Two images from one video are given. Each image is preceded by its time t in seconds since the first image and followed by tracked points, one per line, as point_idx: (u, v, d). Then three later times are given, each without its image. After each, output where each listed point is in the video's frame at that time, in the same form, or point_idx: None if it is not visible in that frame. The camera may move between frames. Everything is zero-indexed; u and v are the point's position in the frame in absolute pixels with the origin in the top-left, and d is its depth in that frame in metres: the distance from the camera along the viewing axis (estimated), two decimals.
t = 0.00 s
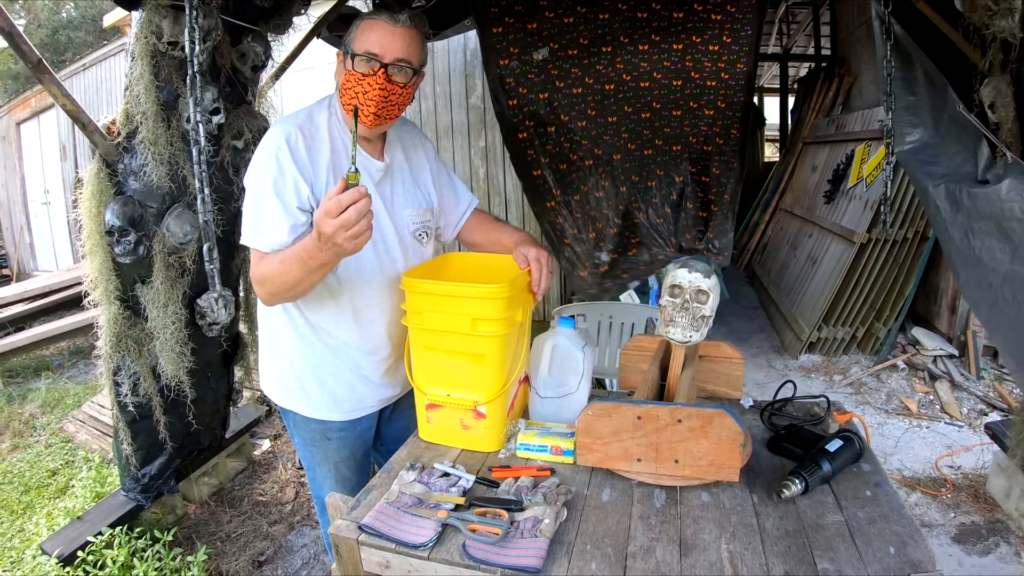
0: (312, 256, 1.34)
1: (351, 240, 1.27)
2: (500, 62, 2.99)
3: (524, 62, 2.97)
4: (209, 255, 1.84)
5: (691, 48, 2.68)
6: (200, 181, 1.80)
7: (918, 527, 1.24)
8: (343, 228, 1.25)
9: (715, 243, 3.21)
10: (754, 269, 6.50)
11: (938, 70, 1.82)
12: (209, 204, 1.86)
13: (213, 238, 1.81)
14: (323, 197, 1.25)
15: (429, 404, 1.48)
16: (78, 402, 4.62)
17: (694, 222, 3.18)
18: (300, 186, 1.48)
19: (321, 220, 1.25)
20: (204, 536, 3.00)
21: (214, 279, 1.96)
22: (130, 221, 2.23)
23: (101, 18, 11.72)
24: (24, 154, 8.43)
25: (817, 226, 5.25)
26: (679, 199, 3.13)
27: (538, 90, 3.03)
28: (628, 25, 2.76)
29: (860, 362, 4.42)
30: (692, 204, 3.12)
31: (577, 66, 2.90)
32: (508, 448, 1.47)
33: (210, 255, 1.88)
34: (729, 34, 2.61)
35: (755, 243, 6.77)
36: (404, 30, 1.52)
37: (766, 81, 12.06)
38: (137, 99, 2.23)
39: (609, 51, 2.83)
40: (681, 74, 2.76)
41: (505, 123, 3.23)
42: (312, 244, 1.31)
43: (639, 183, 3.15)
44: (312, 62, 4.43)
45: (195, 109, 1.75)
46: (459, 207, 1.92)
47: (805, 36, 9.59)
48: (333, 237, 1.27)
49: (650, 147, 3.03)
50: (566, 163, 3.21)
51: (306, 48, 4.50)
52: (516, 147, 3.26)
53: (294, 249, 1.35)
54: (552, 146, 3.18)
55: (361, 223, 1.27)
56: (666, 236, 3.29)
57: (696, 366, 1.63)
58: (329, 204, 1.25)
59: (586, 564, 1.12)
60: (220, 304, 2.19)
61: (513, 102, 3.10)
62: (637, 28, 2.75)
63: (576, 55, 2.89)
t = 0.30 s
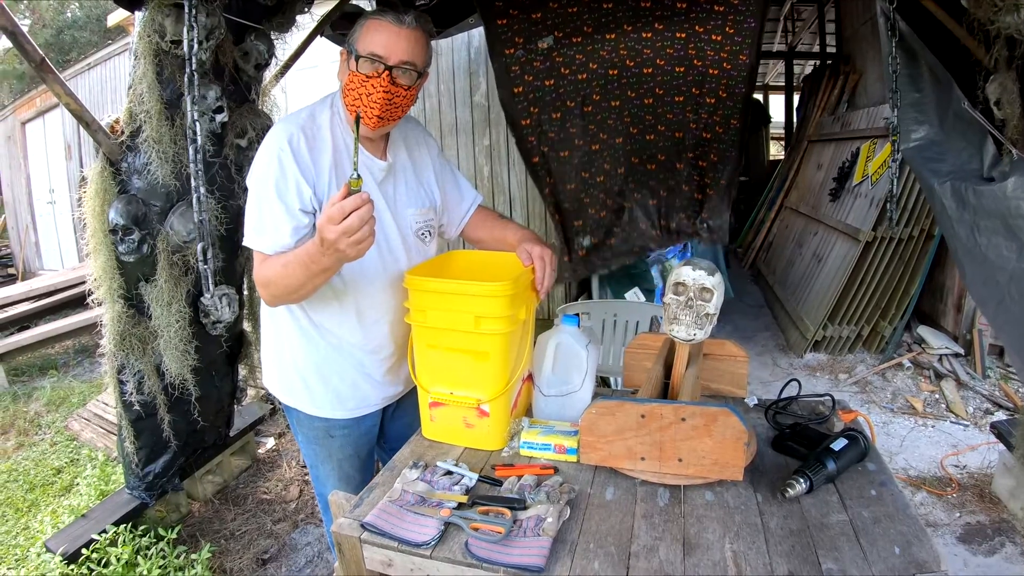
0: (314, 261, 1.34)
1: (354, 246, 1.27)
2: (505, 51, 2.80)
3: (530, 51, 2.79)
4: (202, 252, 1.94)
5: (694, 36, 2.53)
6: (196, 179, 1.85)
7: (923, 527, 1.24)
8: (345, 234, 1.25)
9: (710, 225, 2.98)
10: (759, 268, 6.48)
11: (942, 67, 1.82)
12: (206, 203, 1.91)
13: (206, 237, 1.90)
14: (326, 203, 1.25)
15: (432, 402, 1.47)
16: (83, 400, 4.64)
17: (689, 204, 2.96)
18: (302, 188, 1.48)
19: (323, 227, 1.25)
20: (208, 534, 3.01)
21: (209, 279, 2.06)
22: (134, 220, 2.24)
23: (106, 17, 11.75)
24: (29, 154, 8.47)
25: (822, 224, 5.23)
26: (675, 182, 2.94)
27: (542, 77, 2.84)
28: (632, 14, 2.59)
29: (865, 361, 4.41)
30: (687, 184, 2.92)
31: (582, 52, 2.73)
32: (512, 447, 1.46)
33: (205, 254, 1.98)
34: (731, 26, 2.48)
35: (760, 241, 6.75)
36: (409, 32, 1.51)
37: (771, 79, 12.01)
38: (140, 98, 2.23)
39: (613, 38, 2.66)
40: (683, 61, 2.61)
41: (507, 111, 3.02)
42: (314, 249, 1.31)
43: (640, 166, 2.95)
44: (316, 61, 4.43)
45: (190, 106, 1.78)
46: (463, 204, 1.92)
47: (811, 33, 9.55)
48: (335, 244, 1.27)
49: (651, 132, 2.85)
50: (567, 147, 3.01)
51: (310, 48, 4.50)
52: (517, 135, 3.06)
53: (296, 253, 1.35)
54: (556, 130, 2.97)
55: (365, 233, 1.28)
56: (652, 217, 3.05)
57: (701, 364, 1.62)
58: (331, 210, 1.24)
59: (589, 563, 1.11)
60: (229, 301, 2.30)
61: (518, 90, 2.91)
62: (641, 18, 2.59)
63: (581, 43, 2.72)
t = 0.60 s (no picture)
0: (321, 260, 1.34)
1: (360, 245, 1.27)
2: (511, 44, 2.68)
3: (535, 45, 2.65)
4: (207, 250, 1.92)
5: (701, 28, 2.38)
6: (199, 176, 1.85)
7: (930, 527, 1.23)
8: (352, 234, 1.25)
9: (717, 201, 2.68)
10: (766, 266, 6.45)
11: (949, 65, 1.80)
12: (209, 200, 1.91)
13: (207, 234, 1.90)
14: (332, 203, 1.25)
15: (438, 399, 1.47)
16: (90, 398, 4.66)
17: (691, 180, 2.69)
18: (308, 187, 1.48)
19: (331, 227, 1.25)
20: (214, 531, 3.02)
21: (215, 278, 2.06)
22: (140, 218, 2.26)
23: (112, 16, 11.79)
24: (36, 153, 8.50)
25: (829, 223, 5.20)
26: (679, 159, 2.68)
27: (547, 63, 2.68)
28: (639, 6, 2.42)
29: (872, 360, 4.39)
30: (691, 162, 2.66)
31: (587, 43, 2.56)
32: (518, 445, 1.47)
33: (209, 252, 1.96)
34: (738, 21, 2.31)
35: (766, 240, 6.72)
36: (415, 32, 1.50)
37: (777, 77, 11.96)
38: (146, 96, 2.23)
39: (618, 29, 2.50)
40: (690, 52, 2.44)
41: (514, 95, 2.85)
42: (321, 248, 1.31)
43: (641, 142, 2.71)
44: (321, 59, 4.43)
45: (194, 103, 1.77)
46: (469, 201, 1.92)
47: (818, 31, 9.50)
48: (341, 243, 1.27)
49: (656, 112, 2.63)
50: (571, 124, 2.77)
51: (316, 46, 4.50)
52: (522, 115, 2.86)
53: (304, 252, 1.35)
54: (560, 109, 2.76)
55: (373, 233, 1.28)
56: (657, 190, 2.75)
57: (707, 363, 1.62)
58: (337, 209, 1.24)
59: (594, 562, 1.11)
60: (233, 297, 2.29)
61: (525, 73, 2.72)
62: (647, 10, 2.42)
63: (587, 34, 2.54)
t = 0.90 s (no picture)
0: (328, 260, 1.34)
1: (368, 245, 1.28)
2: (520, 37, 3.04)
3: (543, 36, 3.05)
4: (212, 249, 1.91)
5: (702, 14, 3.01)
6: (206, 176, 1.85)
7: (934, 528, 1.23)
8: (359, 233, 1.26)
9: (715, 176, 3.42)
10: (772, 265, 6.44)
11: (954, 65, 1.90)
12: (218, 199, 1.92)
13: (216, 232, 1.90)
14: (340, 203, 1.25)
15: (443, 398, 1.47)
16: (96, 395, 4.68)
17: (693, 159, 3.39)
18: (314, 186, 1.48)
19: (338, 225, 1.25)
20: (220, 529, 3.04)
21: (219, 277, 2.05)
22: (147, 217, 2.26)
23: (118, 15, 11.85)
24: (42, 151, 8.55)
25: (835, 222, 5.19)
26: (679, 140, 3.37)
27: (556, 54, 3.10)
28: None
29: (877, 359, 4.37)
30: (693, 142, 3.36)
31: (593, 29, 3.06)
32: (522, 444, 1.46)
33: (216, 251, 1.96)
34: (738, 5, 2.96)
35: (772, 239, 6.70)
36: (422, 31, 1.51)
37: (783, 76, 11.92)
38: (152, 95, 2.24)
39: (621, 14, 3.04)
40: (691, 33, 3.07)
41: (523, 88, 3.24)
42: (328, 248, 1.31)
43: (645, 127, 3.36)
44: (327, 58, 4.44)
45: (202, 102, 1.77)
46: (475, 199, 1.92)
47: (824, 30, 9.47)
48: (349, 243, 1.27)
49: (659, 95, 3.28)
50: (583, 115, 3.32)
51: (321, 45, 4.50)
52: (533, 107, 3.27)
53: (310, 252, 1.36)
54: (571, 100, 3.27)
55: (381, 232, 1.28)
56: (660, 172, 3.46)
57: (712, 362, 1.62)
58: (345, 209, 1.24)
59: (598, 560, 1.11)
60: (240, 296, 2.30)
61: (533, 66, 3.12)
62: None
63: (591, 20, 3.04)
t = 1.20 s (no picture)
0: (339, 284, 1.37)
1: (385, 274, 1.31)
2: (525, 40, 3.00)
3: (548, 38, 3.02)
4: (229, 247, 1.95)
5: (707, 13, 3.00)
6: (218, 176, 1.88)
7: (938, 529, 1.23)
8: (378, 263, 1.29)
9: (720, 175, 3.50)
10: (776, 266, 6.43)
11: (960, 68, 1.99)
12: (228, 199, 1.94)
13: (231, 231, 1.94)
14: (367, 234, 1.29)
15: (447, 398, 1.48)
16: (101, 394, 4.70)
17: (701, 157, 3.47)
18: (319, 191, 1.47)
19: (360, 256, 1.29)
20: (224, 527, 3.05)
21: (237, 273, 2.09)
22: (152, 216, 2.28)
23: (123, 15, 11.88)
24: (48, 150, 8.59)
25: (840, 222, 5.18)
26: (686, 139, 3.44)
27: (561, 56, 3.07)
28: None
29: (882, 360, 4.36)
30: (700, 141, 3.41)
31: (598, 31, 3.03)
32: (526, 443, 1.47)
33: (231, 248, 2.00)
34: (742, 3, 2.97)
35: (777, 239, 6.70)
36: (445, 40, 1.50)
37: (788, 76, 11.90)
38: (157, 95, 2.24)
39: (626, 15, 3.00)
40: (695, 34, 3.06)
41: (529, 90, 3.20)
42: (341, 274, 1.35)
43: (650, 126, 3.39)
44: (332, 58, 4.45)
45: (212, 103, 1.82)
46: (479, 199, 1.93)
47: (829, 30, 9.45)
48: (365, 272, 1.31)
49: (664, 95, 3.28)
50: (589, 116, 3.30)
51: (326, 44, 4.51)
52: (540, 109, 3.24)
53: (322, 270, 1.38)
54: (576, 102, 3.24)
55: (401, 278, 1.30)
56: (667, 173, 3.53)
57: (716, 362, 1.62)
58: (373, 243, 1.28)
59: (601, 560, 1.11)
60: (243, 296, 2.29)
61: (539, 69, 3.10)
62: None
63: (596, 23, 3.01)
